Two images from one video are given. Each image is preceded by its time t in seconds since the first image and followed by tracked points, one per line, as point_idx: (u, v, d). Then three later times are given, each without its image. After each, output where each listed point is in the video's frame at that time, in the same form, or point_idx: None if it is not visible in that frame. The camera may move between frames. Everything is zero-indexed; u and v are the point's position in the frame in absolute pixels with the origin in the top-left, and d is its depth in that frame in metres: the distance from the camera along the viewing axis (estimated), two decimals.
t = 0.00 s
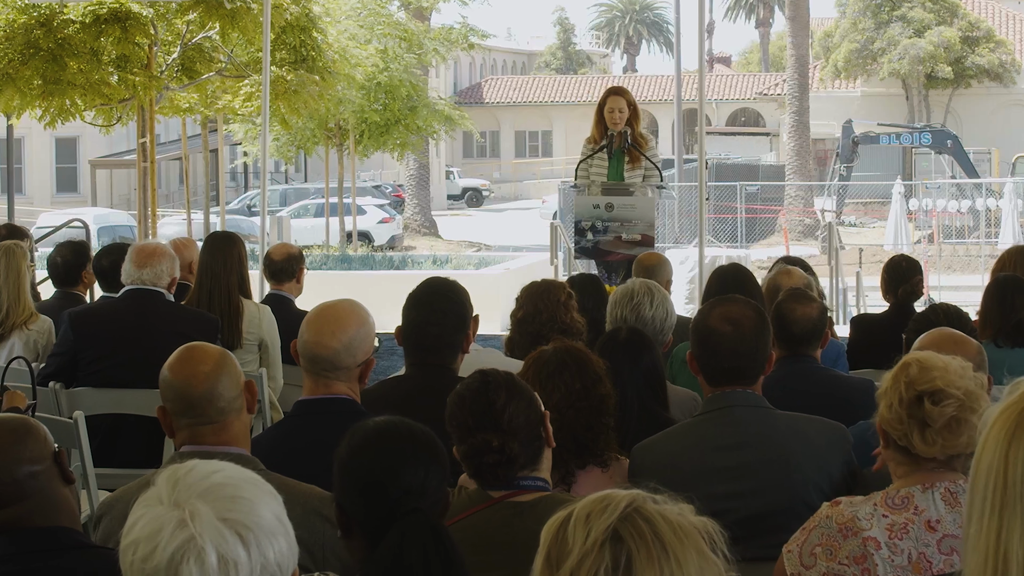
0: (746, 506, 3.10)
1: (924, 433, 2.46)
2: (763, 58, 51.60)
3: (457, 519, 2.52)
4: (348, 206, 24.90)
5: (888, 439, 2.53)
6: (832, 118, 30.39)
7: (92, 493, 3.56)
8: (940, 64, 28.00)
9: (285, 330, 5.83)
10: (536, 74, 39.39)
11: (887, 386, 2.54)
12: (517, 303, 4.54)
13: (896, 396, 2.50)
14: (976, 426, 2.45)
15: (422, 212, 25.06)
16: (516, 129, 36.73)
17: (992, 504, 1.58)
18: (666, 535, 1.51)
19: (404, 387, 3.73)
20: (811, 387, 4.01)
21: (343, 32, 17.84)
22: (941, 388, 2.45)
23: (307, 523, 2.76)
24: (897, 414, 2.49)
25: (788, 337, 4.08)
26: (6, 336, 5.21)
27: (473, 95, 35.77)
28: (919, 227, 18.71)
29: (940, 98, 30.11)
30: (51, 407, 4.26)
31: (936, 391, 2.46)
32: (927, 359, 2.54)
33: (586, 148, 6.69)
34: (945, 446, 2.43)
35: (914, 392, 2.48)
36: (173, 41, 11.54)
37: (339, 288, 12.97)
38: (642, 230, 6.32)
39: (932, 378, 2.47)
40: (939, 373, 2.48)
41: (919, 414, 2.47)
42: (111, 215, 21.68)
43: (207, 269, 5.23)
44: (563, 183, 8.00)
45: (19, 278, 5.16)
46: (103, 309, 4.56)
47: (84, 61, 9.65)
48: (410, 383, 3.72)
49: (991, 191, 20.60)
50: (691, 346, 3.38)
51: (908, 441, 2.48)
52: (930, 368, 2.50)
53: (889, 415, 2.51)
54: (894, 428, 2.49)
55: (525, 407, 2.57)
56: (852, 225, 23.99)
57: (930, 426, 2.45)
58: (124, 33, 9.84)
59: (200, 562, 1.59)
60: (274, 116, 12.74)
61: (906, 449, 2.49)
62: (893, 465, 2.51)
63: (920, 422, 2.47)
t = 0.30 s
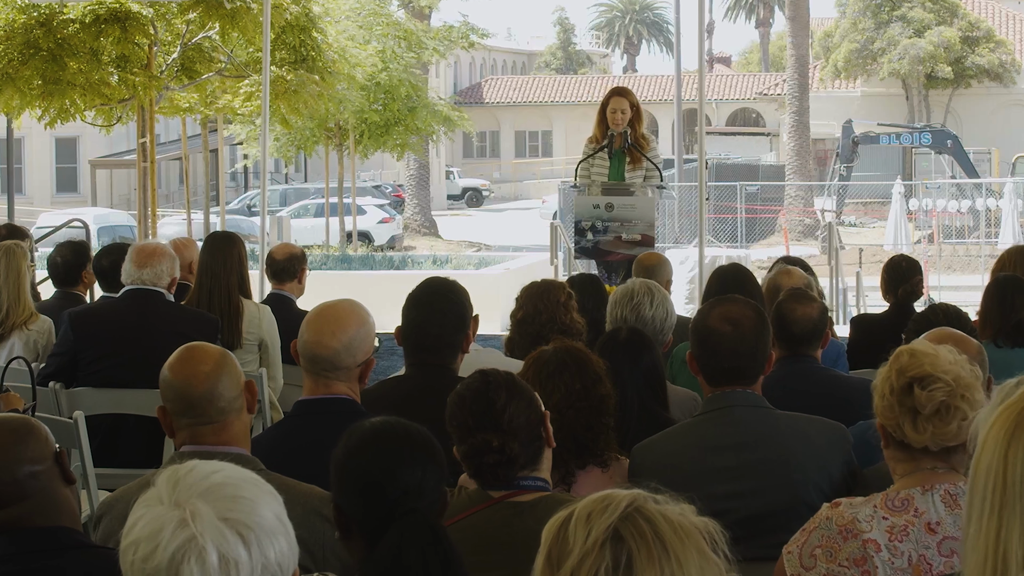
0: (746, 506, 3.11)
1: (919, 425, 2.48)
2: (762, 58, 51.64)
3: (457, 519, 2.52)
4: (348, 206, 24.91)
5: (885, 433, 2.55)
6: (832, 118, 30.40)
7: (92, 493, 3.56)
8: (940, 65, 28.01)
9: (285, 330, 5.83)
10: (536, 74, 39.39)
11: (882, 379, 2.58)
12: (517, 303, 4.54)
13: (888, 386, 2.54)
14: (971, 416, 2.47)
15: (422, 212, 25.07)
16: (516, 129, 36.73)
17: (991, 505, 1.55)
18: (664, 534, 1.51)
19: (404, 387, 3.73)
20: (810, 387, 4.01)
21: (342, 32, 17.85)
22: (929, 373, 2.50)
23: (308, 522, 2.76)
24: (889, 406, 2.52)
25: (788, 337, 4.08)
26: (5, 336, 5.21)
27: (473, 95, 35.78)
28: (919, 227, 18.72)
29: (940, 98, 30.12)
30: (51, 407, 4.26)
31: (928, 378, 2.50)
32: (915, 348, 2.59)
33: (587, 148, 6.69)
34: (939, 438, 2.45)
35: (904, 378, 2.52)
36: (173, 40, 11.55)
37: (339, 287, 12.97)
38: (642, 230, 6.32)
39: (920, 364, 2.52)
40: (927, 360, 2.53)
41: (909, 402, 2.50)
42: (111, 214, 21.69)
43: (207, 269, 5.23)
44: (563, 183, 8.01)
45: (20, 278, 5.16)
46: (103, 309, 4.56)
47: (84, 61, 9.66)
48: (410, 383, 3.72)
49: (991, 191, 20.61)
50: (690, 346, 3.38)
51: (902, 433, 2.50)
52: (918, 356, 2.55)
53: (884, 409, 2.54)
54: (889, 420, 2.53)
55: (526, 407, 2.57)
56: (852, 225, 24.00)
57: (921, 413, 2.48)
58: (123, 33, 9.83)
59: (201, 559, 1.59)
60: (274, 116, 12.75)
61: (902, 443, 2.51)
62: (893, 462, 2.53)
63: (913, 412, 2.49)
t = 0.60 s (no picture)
0: (746, 506, 3.11)
1: (919, 425, 2.49)
2: (762, 58, 51.64)
3: (457, 519, 2.51)
4: (348, 206, 24.90)
5: (885, 433, 2.56)
6: (832, 118, 30.41)
7: (93, 492, 3.56)
8: (940, 64, 28.01)
9: (285, 330, 5.83)
10: (537, 74, 39.40)
11: (881, 379, 2.59)
12: (517, 304, 4.54)
13: (890, 386, 2.55)
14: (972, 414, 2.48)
15: (422, 212, 25.08)
16: (516, 129, 36.73)
17: (991, 500, 1.52)
18: (665, 537, 1.50)
19: (404, 387, 3.73)
20: (811, 388, 4.00)
21: (342, 32, 17.85)
22: (932, 372, 2.51)
23: (308, 522, 2.76)
24: (892, 405, 2.53)
25: (788, 337, 4.08)
26: (5, 336, 5.21)
27: (473, 95, 35.78)
28: (919, 227, 18.72)
29: (940, 98, 30.12)
30: (51, 408, 4.26)
31: (930, 377, 2.51)
32: (917, 348, 2.60)
33: (588, 147, 6.69)
34: (937, 436, 2.46)
35: (907, 378, 2.53)
36: (173, 41, 11.55)
37: (339, 287, 12.96)
38: (642, 230, 6.32)
39: (923, 363, 2.53)
40: (929, 359, 2.54)
41: (912, 403, 2.51)
42: (111, 214, 21.68)
43: (207, 269, 5.23)
44: (563, 183, 8.01)
45: (20, 278, 5.16)
46: (103, 310, 4.56)
47: (84, 61, 9.66)
48: (410, 384, 3.72)
49: (991, 191, 20.61)
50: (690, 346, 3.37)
51: (903, 433, 2.51)
52: (921, 356, 2.56)
53: (884, 407, 2.55)
54: (889, 420, 2.53)
55: (526, 407, 2.56)
56: (852, 225, 24.00)
57: (923, 413, 2.49)
58: (123, 33, 9.83)
59: (203, 560, 1.59)
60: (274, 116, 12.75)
61: (904, 443, 2.52)
62: (894, 462, 2.54)
63: (914, 411, 2.50)
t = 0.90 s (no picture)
0: (747, 506, 3.11)
1: (919, 424, 2.50)
2: (762, 58, 51.64)
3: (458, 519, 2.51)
4: (348, 206, 24.90)
5: (886, 431, 2.56)
6: (832, 118, 30.41)
7: (93, 493, 3.57)
8: (940, 64, 28.02)
9: (285, 330, 5.84)
10: (537, 75, 39.41)
11: (880, 378, 2.60)
12: (517, 304, 4.54)
13: (889, 383, 2.57)
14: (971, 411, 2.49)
15: (422, 212, 25.09)
16: (516, 129, 36.74)
17: (991, 498, 1.52)
18: (669, 538, 1.51)
19: (404, 387, 3.74)
20: (811, 387, 4.01)
21: (342, 32, 17.86)
22: (929, 370, 2.53)
23: (308, 522, 2.77)
24: (890, 404, 2.55)
25: (788, 337, 4.08)
26: (5, 337, 5.21)
27: (473, 95, 35.77)
28: (919, 227, 18.72)
29: (940, 98, 30.12)
30: (50, 407, 4.26)
31: (928, 375, 2.53)
32: (915, 346, 2.62)
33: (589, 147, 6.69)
34: (937, 434, 2.47)
35: (906, 376, 2.55)
36: (173, 41, 11.55)
37: (339, 287, 12.96)
38: (642, 230, 6.33)
39: (922, 360, 2.55)
40: (927, 356, 2.57)
41: (911, 402, 2.52)
42: (111, 214, 21.68)
43: (207, 269, 5.23)
44: (562, 183, 8.01)
45: (20, 278, 5.16)
46: (103, 310, 4.56)
47: (84, 61, 9.66)
48: (410, 384, 3.73)
49: (991, 191, 20.62)
50: (689, 345, 3.37)
51: (902, 431, 2.52)
52: (919, 354, 2.58)
53: (883, 406, 2.56)
54: (889, 421, 2.54)
55: (526, 407, 2.57)
56: (852, 225, 24.00)
57: (921, 411, 2.50)
58: (123, 33, 9.83)
59: (206, 557, 1.59)
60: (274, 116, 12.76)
61: (902, 441, 2.53)
62: (890, 459, 2.55)
63: (913, 411, 2.51)
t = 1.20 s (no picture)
0: (747, 507, 3.10)
1: (924, 422, 2.50)
2: (763, 58, 51.64)
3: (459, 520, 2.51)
4: (348, 206, 24.90)
5: (890, 432, 2.56)
6: (832, 118, 30.41)
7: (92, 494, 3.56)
8: (940, 64, 28.00)
9: (285, 330, 5.84)
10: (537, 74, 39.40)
11: (886, 377, 2.60)
12: (517, 304, 4.54)
13: (896, 385, 2.56)
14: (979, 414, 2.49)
15: (422, 212, 25.10)
16: (517, 129, 36.74)
17: (989, 498, 1.44)
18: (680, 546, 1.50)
19: (405, 388, 3.74)
20: (811, 388, 4.00)
21: (342, 32, 17.86)
22: (940, 372, 2.53)
23: (309, 522, 2.77)
24: (898, 405, 2.54)
25: (788, 337, 4.08)
26: (5, 336, 5.21)
27: (473, 95, 35.76)
28: (919, 227, 18.72)
29: (940, 98, 30.12)
30: (51, 408, 4.27)
31: (938, 378, 2.53)
32: (923, 348, 2.61)
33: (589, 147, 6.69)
34: (943, 433, 2.47)
35: (914, 378, 2.55)
36: (173, 41, 11.54)
37: (339, 287, 12.96)
38: (642, 230, 6.32)
39: (932, 363, 2.55)
40: (938, 360, 2.56)
41: (920, 404, 2.52)
42: (111, 214, 21.68)
43: (207, 269, 5.23)
44: (562, 183, 8.01)
45: (20, 279, 5.16)
46: (104, 310, 4.56)
47: (83, 60, 9.65)
48: (410, 385, 3.73)
49: (991, 191, 20.62)
50: (690, 346, 3.37)
51: (908, 432, 2.52)
52: (929, 356, 2.57)
53: (887, 404, 2.56)
54: (895, 421, 2.54)
55: (526, 408, 2.57)
56: (853, 225, 24.00)
57: (930, 413, 2.49)
58: (123, 32, 9.84)
59: (206, 557, 1.59)
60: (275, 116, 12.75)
61: (906, 443, 2.52)
62: (892, 461, 2.55)
63: (921, 412, 2.51)
